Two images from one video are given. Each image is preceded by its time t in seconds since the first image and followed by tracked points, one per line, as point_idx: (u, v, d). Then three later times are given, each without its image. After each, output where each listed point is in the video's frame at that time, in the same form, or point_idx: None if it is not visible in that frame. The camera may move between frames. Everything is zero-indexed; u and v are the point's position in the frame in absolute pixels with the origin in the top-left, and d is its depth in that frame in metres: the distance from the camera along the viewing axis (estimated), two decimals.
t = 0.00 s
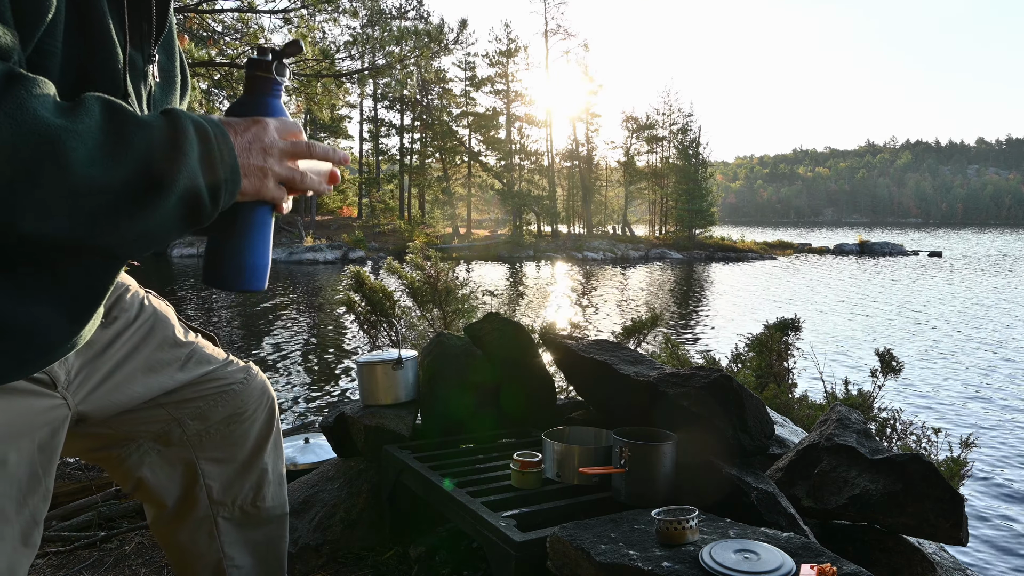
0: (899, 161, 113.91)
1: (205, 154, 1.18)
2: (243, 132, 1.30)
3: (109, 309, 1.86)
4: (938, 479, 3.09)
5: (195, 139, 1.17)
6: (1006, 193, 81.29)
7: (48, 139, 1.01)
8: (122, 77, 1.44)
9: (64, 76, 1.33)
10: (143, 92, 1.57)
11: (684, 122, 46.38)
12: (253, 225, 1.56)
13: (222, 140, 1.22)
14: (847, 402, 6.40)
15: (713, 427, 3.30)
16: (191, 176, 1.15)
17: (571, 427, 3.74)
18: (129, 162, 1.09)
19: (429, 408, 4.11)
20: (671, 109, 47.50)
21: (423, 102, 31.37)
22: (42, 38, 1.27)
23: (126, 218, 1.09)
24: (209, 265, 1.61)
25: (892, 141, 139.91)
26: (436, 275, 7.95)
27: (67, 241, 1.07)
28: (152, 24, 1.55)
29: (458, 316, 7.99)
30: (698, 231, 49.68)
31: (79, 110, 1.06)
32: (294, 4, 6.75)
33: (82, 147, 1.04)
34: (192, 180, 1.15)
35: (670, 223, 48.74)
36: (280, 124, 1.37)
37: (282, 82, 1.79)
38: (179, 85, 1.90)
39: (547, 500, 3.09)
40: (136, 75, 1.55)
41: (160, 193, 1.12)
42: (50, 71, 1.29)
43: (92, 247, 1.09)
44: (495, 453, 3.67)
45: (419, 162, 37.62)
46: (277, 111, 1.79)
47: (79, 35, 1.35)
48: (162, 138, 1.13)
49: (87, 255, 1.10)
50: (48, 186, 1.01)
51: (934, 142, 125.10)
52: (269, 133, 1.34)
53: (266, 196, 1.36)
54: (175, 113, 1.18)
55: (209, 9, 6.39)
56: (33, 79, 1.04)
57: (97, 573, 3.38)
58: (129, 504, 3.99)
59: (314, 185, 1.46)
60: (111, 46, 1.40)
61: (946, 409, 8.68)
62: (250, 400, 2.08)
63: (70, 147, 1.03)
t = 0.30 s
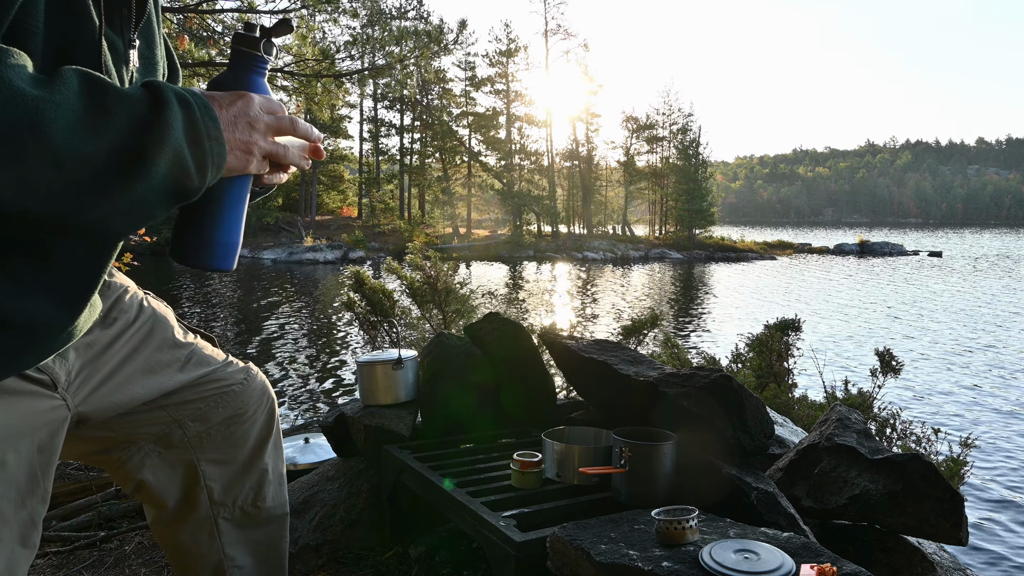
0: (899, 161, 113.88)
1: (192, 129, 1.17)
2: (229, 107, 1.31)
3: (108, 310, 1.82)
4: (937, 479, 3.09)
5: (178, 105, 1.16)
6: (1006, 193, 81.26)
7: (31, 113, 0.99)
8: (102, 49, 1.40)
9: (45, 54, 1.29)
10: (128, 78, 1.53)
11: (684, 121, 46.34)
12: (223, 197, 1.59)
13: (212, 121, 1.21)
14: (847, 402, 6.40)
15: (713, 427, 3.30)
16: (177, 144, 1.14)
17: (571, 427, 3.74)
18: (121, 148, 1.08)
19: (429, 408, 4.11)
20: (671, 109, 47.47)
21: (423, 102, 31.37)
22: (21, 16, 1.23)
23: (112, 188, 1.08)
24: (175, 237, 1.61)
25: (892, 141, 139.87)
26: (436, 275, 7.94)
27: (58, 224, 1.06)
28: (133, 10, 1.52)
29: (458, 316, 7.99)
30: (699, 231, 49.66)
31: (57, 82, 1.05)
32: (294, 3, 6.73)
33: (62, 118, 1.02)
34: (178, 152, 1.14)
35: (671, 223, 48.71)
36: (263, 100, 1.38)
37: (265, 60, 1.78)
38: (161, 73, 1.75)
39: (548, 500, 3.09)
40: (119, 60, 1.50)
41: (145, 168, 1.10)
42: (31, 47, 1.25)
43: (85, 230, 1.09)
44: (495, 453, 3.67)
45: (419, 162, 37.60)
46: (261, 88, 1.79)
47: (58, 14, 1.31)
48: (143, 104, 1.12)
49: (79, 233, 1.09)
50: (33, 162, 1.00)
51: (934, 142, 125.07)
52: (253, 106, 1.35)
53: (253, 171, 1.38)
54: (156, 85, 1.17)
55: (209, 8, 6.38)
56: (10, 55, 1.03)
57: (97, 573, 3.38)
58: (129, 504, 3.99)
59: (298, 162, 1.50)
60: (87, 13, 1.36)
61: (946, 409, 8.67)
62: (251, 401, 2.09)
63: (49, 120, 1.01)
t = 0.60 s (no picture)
0: (899, 161, 113.88)
1: (185, 118, 1.17)
2: (223, 99, 1.31)
3: (107, 311, 1.82)
4: (938, 479, 3.09)
5: (169, 96, 1.15)
6: (1006, 193, 81.28)
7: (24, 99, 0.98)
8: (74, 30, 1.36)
9: (31, 43, 1.27)
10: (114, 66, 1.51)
11: (684, 121, 46.32)
12: (213, 190, 1.59)
13: (202, 109, 1.21)
14: (847, 402, 6.40)
15: (713, 427, 3.30)
16: (170, 129, 1.14)
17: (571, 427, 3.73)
18: (114, 140, 1.08)
19: (429, 408, 4.12)
20: (671, 109, 47.46)
21: (424, 102, 31.35)
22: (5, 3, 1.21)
23: (109, 173, 1.08)
24: (165, 220, 1.61)
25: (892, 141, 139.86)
26: (436, 275, 7.94)
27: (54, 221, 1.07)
28: None
29: (458, 316, 7.99)
30: (699, 231, 49.70)
31: (47, 71, 1.03)
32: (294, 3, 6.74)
33: (54, 108, 1.02)
34: (170, 137, 1.14)
35: (671, 223, 48.70)
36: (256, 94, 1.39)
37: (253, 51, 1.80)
38: (149, 64, 1.76)
39: (547, 500, 3.09)
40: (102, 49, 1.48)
41: (139, 156, 1.10)
42: (16, 35, 1.24)
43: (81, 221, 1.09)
44: (495, 453, 3.67)
45: (419, 161, 37.60)
46: (248, 80, 1.79)
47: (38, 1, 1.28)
48: (135, 93, 1.11)
49: (75, 225, 1.09)
50: (26, 151, 0.99)
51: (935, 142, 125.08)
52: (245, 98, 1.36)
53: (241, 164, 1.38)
54: (146, 73, 1.16)
55: (208, 8, 6.38)
56: None
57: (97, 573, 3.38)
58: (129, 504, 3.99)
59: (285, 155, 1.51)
60: None
61: (946, 409, 8.67)
62: (251, 404, 2.09)
63: (42, 109, 1.00)
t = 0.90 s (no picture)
0: (899, 161, 113.91)
1: (202, 132, 1.17)
2: (232, 104, 1.31)
3: (114, 302, 1.81)
4: (937, 478, 3.09)
5: (185, 101, 1.16)
6: (1006, 193, 81.24)
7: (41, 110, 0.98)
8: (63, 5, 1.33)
9: (37, 41, 1.30)
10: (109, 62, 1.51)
11: (684, 121, 46.32)
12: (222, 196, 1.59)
13: (215, 116, 1.21)
14: (847, 402, 6.40)
15: (713, 427, 3.30)
16: (189, 142, 1.14)
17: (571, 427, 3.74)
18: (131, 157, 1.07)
19: (429, 408, 4.11)
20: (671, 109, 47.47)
21: (423, 102, 31.35)
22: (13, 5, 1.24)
23: (106, 191, 1.06)
24: (176, 224, 1.62)
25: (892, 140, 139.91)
26: (436, 275, 7.95)
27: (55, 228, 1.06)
28: None
29: (458, 316, 8.01)
30: (699, 231, 49.73)
31: (68, 79, 1.04)
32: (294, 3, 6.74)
33: (78, 116, 1.02)
34: (187, 148, 1.14)
35: (671, 222, 48.74)
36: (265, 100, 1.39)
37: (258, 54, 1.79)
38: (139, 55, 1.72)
39: (547, 500, 3.09)
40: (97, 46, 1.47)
41: (154, 167, 1.10)
42: (23, 37, 1.26)
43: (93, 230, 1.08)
44: (495, 454, 3.68)
45: (419, 162, 37.60)
46: (255, 84, 1.79)
47: None
48: (152, 104, 1.12)
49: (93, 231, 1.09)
50: (48, 161, 0.99)
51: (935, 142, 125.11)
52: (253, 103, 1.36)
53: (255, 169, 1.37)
54: (163, 82, 1.17)
55: (208, 8, 6.38)
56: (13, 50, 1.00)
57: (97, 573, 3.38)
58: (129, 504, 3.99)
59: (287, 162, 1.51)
60: None
61: (946, 409, 8.67)
62: (262, 387, 2.12)
63: (66, 118, 1.00)
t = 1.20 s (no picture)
0: (899, 161, 113.85)
1: (283, 182, 1.30)
2: (301, 157, 1.42)
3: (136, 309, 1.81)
4: (938, 478, 3.09)
5: (270, 152, 1.29)
6: (1007, 193, 81.14)
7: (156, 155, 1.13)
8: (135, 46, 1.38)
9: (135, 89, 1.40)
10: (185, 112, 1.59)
11: (685, 121, 46.25)
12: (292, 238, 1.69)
13: (291, 174, 1.32)
14: (847, 402, 6.40)
15: (713, 427, 3.30)
16: (267, 190, 1.27)
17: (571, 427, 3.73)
18: (228, 199, 1.22)
19: (429, 408, 4.11)
20: (671, 109, 47.40)
21: (423, 103, 31.35)
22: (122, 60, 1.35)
23: (217, 224, 1.21)
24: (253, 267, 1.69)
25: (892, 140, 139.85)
26: (436, 275, 7.95)
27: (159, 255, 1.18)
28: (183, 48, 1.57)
29: (458, 316, 8.01)
30: (699, 231, 49.71)
31: (175, 125, 1.19)
32: (294, 4, 6.75)
33: (182, 155, 1.17)
34: (265, 199, 1.27)
35: (671, 223, 48.68)
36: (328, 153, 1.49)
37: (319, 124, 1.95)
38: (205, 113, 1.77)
39: (548, 500, 3.08)
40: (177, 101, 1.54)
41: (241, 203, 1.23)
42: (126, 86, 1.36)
43: (180, 257, 1.19)
44: (495, 453, 3.67)
45: (419, 161, 37.56)
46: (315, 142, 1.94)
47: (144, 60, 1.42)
48: (242, 154, 1.25)
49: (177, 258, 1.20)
50: (152, 192, 1.13)
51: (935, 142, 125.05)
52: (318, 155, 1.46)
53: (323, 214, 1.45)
54: (251, 134, 1.31)
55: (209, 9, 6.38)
56: (137, 101, 1.15)
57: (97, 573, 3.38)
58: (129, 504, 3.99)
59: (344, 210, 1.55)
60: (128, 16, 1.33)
61: (947, 409, 8.67)
62: (273, 388, 2.15)
63: (172, 157, 1.15)
